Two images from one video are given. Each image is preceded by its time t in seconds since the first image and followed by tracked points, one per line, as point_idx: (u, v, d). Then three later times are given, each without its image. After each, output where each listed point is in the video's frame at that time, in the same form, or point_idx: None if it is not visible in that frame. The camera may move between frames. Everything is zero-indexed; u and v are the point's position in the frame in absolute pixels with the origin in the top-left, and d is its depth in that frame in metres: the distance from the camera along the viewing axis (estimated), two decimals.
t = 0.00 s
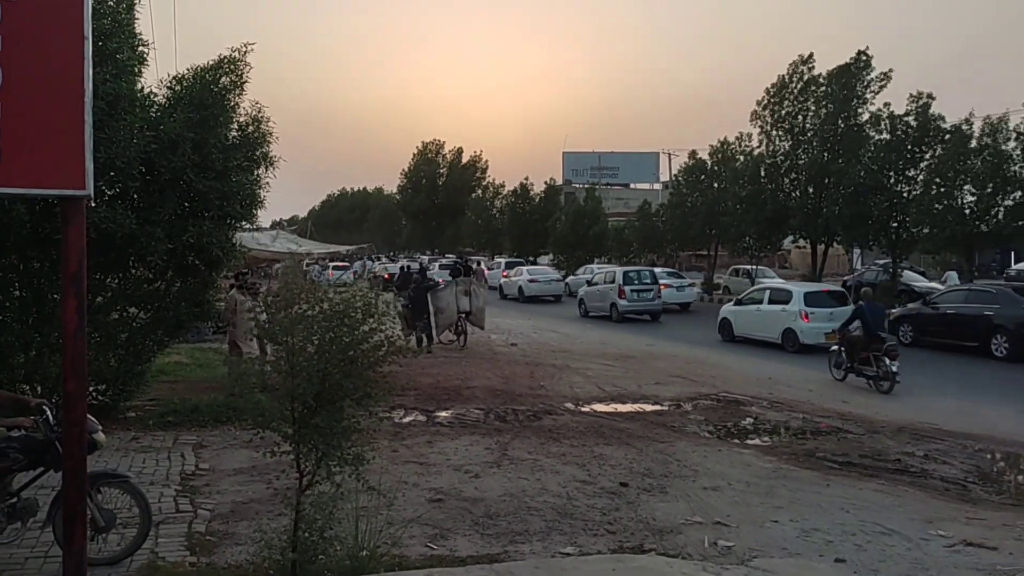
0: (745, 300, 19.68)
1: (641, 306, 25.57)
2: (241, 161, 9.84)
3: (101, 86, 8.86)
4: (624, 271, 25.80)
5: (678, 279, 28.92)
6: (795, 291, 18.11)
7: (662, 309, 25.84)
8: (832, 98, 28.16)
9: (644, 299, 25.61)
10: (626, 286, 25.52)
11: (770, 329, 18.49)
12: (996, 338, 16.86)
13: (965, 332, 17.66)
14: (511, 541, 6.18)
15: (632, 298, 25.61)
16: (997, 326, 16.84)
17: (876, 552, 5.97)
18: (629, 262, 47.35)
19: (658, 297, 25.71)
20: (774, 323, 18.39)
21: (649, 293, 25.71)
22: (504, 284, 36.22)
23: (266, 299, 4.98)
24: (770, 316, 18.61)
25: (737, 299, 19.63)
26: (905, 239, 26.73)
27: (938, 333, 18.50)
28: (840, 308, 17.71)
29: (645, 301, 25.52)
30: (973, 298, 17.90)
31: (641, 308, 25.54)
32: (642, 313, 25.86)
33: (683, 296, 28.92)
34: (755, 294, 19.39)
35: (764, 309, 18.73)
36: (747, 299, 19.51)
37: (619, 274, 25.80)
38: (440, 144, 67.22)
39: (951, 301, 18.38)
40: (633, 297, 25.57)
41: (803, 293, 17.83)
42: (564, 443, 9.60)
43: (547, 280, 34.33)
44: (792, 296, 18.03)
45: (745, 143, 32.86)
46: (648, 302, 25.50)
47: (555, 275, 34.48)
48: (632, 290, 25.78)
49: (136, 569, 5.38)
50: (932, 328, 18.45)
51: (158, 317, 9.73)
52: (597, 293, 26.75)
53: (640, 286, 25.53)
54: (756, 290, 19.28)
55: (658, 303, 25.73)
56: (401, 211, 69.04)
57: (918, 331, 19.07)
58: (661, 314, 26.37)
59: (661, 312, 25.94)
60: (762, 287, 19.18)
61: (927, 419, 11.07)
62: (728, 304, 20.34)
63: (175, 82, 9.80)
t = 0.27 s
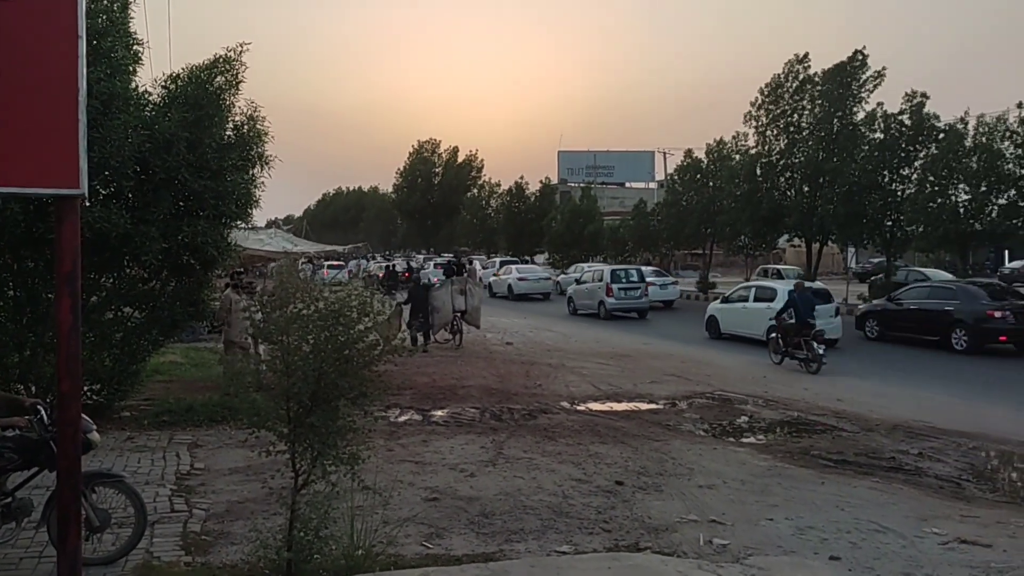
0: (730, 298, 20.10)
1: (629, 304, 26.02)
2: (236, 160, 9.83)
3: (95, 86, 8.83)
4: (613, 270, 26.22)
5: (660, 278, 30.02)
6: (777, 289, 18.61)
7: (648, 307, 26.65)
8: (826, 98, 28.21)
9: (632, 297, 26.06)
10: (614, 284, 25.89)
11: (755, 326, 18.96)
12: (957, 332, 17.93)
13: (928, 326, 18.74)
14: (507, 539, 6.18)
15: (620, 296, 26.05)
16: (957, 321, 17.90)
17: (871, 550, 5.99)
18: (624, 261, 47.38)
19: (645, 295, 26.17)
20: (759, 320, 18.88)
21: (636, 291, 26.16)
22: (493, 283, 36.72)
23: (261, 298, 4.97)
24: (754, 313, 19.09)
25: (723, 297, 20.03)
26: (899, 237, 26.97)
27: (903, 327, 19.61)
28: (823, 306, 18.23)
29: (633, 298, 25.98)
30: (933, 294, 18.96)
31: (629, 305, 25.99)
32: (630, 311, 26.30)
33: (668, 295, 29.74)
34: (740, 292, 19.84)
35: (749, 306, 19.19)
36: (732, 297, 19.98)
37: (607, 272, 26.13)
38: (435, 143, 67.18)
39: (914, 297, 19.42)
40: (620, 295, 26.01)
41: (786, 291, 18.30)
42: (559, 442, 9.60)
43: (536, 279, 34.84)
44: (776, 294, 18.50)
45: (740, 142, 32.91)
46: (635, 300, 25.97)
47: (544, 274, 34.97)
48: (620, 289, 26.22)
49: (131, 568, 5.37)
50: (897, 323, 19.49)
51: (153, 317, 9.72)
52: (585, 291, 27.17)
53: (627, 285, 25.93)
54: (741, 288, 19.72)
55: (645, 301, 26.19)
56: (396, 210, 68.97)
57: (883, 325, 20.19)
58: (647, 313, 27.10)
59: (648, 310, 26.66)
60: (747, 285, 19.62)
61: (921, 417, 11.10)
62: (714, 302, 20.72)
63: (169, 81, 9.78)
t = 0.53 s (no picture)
0: (711, 295, 20.58)
1: (611, 301, 26.45)
2: (224, 160, 9.78)
3: (80, 85, 8.77)
4: (595, 267, 26.62)
5: (638, 275, 30.87)
6: (757, 285, 19.13)
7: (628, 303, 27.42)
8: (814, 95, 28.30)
9: (614, 295, 26.49)
10: (597, 281, 26.38)
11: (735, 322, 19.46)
12: (914, 326, 18.51)
13: (888, 320, 19.31)
14: (497, 538, 6.18)
15: (602, 293, 26.47)
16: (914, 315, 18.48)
17: (859, 546, 6.02)
18: (614, 259, 47.49)
19: (627, 292, 26.62)
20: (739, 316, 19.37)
21: (617, 289, 26.60)
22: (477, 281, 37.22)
23: (249, 298, 4.96)
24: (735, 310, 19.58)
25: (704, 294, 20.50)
26: (886, 234, 27.14)
27: (863, 321, 20.18)
28: (800, 301, 18.79)
29: (615, 296, 26.42)
30: (891, 289, 19.58)
31: (611, 303, 26.42)
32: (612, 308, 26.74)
33: (645, 292, 30.56)
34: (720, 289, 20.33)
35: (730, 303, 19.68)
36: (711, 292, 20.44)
37: (590, 270, 26.60)
38: (425, 141, 67.10)
39: (874, 291, 19.99)
40: (603, 293, 26.43)
41: (766, 287, 18.81)
42: (550, 440, 9.62)
43: (518, 276, 35.43)
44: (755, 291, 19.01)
45: (729, 139, 33.00)
46: (617, 297, 26.42)
47: (526, 272, 35.54)
48: (602, 286, 26.64)
49: (120, 569, 5.35)
50: (859, 317, 20.04)
51: (141, 317, 9.67)
52: (568, 288, 27.57)
53: (609, 282, 26.46)
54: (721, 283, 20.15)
55: (627, 298, 26.74)
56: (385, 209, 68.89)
57: (846, 319, 20.70)
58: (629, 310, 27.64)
59: (629, 306, 27.29)
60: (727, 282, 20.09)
61: (909, 412, 11.17)
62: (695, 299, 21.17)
63: (156, 81, 9.72)
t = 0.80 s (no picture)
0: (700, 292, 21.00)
1: (598, 298, 26.58)
2: (216, 159, 9.75)
3: (72, 84, 8.74)
4: (583, 265, 26.77)
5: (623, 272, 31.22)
6: (742, 283, 19.51)
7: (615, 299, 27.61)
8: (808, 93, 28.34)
9: (601, 292, 26.65)
10: (584, 280, 26.51)
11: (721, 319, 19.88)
12: (882, 320, 19.75)
13: (858, 315, 20.53)
14: (492, 536, 6.18)
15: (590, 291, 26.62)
16: (881, 310, 19.72)
17: (853, 542, 6.02)
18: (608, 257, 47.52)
19: (614, 289, 26.76)
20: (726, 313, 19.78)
21: (605, 286, 26.73)
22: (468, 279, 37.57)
23: (242, 298, 4.94)
24: (722, 306, 19.97)
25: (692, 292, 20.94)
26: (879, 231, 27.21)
27: (834, 316, 21.39)
28: (785, 298, 19.07)
29: (602, 293, 26.55)
30: (861, 285, 20.79)
31: (598, 300, 26.55)
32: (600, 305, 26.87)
33: (630, 288, 31.18)
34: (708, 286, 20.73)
35: (717, 300, 20.10)
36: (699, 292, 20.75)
37: (577, 268, 26.73)
38: (418, 140, 67.02)
39: (845, 287, 21.28)
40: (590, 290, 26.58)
41: (749, 284, 19.15)
42: (545, 438, 9.62)
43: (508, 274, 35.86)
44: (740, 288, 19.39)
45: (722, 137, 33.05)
46: (605, 295, 26.56)
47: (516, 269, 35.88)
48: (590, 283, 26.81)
49: (113, 570, 5.33)
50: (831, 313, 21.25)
51: (133, 317, 9.64)
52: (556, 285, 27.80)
53: (597, 280, 26.56)
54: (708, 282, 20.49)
55: (614, 294, 26.90)
56: (379, 208, 68.81)
57: (819, 314, 21.92)
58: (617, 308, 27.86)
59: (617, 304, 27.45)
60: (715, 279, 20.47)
61: (902, 409, 11.20)
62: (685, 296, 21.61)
63: (149, 79, 9.69)
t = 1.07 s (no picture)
0: (678, 287, 21.45)
1: (580, 293, 27.32)
2: (204, 156, 9.70)
3: (58, 81, 8.67)
4: (564, 261, 27.45)
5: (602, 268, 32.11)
6: (719, 277, 20.09)
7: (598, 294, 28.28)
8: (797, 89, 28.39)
9: (583, 287, 27.35)
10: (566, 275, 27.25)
11: (700, 312, 20.36)
12: (841, 311, 20.15)
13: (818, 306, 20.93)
14: (483, 532, 6.18)
15: (572, 286, 27.32)
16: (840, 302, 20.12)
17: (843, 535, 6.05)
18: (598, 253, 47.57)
19: (596, 284, 27.50)
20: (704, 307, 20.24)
21: (587, 282, 27.44)
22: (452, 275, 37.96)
23: (230, 295, 4.92)
24: (700, 300, 20.45)
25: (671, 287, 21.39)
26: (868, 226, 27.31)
27: (797, 308, 21.84)
28: (762, 292, 19.66)
29: (584, 288, 27.26)
30: (822, 278, 21.21)
31: (580, 294, 27.28)
32: (582, 300, 27.56)
33: (608, 284, 31.98)
34: (687, 282, 21.20)
35: (695, 294, 20.61)
36: (682, 287, 21.31)
37: (559, 264, 27.44)
38: (408, 136, 66.87)
39: (807, 279, 21.68)
40: (572, 285, 27.29)
41: (727, 279, 19.71)
42: (535, 434, 9.63)
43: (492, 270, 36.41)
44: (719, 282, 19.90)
45: (711, 133, 33.11)
46: (587, 289, 27.27)
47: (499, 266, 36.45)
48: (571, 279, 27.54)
49: (103, 570, 5.31)
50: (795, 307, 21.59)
51: (121, 315, 9.60)
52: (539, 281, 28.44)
53: (579, 275, 27.29)
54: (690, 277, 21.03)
55: (596, 289, 27.59)
56: (369, 204, 68.67)
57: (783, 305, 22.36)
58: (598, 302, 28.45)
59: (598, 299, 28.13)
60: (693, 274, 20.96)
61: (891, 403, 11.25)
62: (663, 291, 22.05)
63: (135, 76, 9.63)
